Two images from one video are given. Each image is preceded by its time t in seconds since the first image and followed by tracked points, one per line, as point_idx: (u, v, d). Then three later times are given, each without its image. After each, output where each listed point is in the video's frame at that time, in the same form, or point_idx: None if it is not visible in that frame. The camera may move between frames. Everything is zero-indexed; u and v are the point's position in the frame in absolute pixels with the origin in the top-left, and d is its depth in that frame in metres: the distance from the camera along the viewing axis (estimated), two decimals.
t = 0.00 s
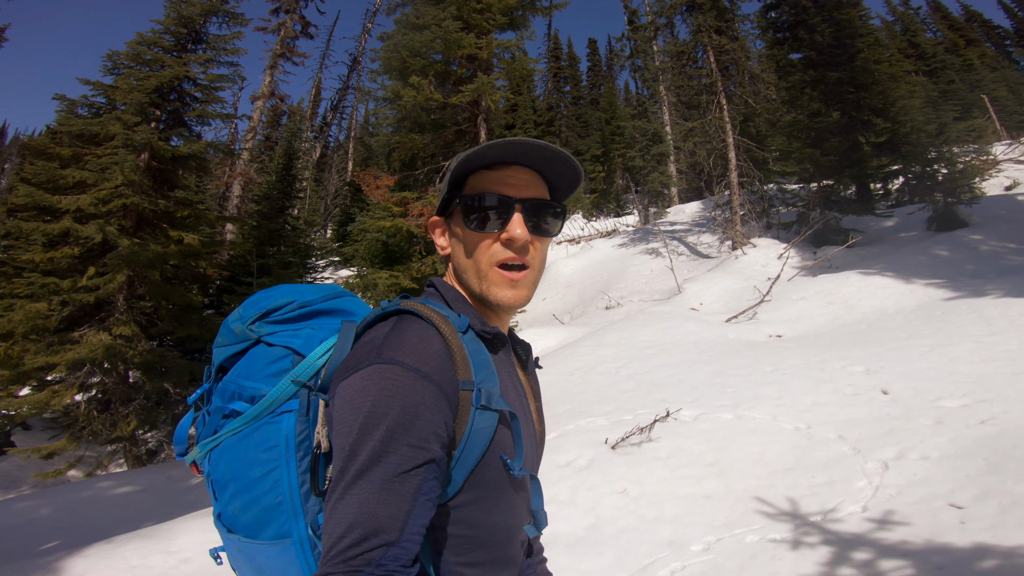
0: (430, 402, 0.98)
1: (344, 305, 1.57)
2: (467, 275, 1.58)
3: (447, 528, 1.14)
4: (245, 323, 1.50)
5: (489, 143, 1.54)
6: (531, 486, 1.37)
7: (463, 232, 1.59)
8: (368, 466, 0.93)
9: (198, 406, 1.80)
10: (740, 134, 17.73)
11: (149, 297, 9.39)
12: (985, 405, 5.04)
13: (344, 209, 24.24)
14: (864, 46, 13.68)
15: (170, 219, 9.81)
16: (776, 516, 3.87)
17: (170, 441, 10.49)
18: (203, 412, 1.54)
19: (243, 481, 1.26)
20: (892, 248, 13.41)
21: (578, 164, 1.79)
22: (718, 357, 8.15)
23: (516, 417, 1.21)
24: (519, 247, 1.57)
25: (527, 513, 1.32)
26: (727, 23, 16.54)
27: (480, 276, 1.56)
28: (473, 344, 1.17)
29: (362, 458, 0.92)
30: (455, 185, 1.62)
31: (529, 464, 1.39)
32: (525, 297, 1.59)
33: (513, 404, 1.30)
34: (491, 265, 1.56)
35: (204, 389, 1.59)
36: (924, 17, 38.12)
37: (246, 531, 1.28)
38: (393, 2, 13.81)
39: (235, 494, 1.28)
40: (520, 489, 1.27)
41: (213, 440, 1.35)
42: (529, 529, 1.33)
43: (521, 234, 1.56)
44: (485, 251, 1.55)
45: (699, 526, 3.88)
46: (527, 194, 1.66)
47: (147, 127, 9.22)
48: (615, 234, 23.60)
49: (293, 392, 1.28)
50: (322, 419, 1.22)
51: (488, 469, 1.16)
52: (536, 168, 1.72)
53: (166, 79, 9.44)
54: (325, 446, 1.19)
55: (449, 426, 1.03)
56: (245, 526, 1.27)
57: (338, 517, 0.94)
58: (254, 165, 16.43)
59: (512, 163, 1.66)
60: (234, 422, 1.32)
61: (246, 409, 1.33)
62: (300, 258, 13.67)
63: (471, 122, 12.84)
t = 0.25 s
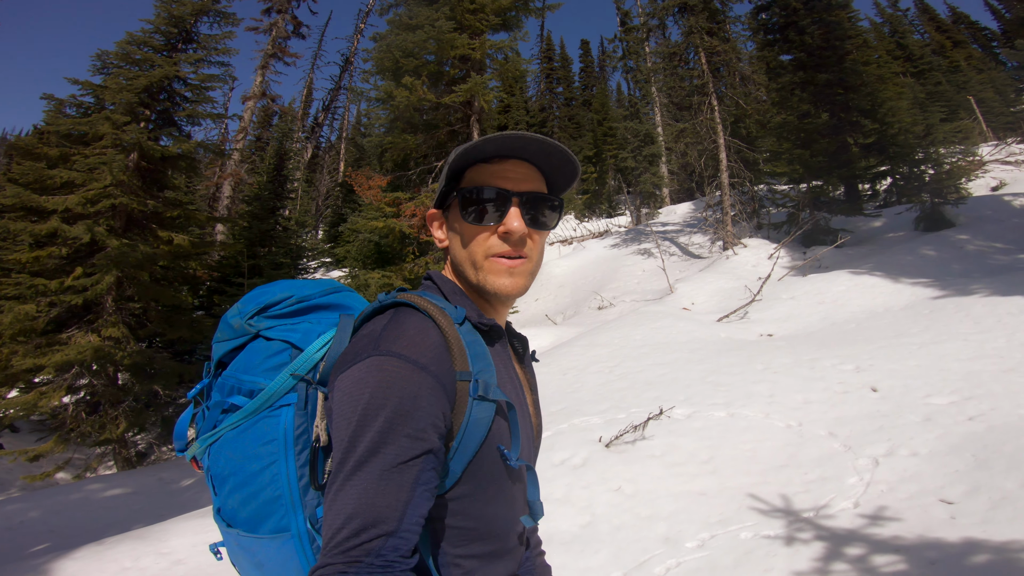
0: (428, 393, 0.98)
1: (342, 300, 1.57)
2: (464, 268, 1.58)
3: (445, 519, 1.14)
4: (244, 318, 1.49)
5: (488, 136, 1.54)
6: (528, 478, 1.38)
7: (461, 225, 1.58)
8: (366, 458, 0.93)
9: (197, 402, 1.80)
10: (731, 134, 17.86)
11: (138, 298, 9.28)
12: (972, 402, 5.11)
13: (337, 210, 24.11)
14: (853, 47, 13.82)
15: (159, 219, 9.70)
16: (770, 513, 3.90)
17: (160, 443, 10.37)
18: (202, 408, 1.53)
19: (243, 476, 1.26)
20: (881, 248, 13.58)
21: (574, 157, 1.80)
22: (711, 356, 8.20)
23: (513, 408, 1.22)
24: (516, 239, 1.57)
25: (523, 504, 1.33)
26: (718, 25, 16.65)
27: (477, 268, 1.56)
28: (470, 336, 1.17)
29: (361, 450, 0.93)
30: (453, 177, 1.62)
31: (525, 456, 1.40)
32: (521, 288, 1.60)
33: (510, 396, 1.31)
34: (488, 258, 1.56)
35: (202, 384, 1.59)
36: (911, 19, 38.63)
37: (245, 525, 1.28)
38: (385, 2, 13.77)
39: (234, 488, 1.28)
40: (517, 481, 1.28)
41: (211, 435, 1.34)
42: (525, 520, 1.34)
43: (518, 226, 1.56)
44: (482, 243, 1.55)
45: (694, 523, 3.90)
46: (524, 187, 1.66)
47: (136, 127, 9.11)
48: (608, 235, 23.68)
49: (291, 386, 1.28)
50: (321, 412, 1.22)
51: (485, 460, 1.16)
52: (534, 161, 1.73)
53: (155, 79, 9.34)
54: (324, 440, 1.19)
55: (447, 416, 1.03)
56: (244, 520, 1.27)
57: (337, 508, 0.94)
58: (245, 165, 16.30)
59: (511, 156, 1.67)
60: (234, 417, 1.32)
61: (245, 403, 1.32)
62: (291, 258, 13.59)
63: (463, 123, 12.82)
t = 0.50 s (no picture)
0: (423, 393, 0.98)
1: (334, 300, 1.56)
2: (455, 264, 1.58)
3: (441, 519, 1.14)
4: (234, 318, 1.48)
5: (482, 132, 1.55)
6: (522, 477, 1.38)
7: (454, 221, 1.58)
8: (361, 459, 0.92)
9: (186, 404, 1.78)
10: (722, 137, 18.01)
11: (126, 301, 9.17)
12: (961, 401, 5.18)
13: (329, 212, 24.00)
14: (842, 51, 13.98)
15: (149, 221, 9.61)
16: (763, 512, 3.92)
17: (150, 447, 10.25)
18: (192, 410, 1.51)
19: (233, 478, 1.24)
20: (870, 250, 13.74)
21: (570, 156, 1.80)
22: (703, 357, 8.24)
23: (508, 407, 1.21)
24: (509, 236, 1.57)
25: (518, 502, 1.33)
26: (709, 28, 16.79)
27: (469, 264, 1.55)
28: (464, 335, 1.17)
29: (356, 451, 0.91)
30: (447, 173, 1.62)
31: (520, 454, 1.39)
32: (513, 286, 1.59)
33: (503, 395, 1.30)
34: (480, 254, 1.55)
35: (192, 386, 1.57)
36: (899, 23, 39.19)
37: (237, 528, 1.26)
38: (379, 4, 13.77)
39: (225, 490, 1.26)
40: (512, 479, 1.28)
41: (201, 437, 1.32)
42: (520, 519, 1.34)
43: (511, 223, 1.56)
44: (474, 239, 1.55)
45: (688, 523, 3.91)
46: (519, 184, 1.67)
47: (126, 128, 9.01)
48: (600, 237, 23.77)
49: (283, 386, 1.26)
50: (313, 413, 1.20)
51: (479, 459, 1.16)
52: (530, 159, 1.73)
53: (146, 80, 9.25)
54: (316, 440, 1.18)
55: (442, 416, 1.02)
56: (236, 523, 1.25)
57: (333, 510, 0.93)
58: (236, 166, 16.20)
59: (507, 154, 1.68)
60: (224, 418, 1.30)
61: (235, 404, 1.31)
62: (283, 261, 13.50)
63: (456, 125, 12.82)
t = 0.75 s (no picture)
0: (414, 393, 0.97)
1: (323, 298, 1.55)
2: (448, 257, 1.57)
3: (434, 520, 1.13)
4: (221, 316, 1.46)
5: (470, 122, 1.55)
6: (515, 475, 1.37)
7: (445, 213, 1.58)
8: (352, 461, 0.91)
9: (174, 403, 1.75)
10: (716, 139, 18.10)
11: (118, 302, 9.09)
12: (953, 402, 5.21)
13: (323, 213, 23.91)
14: (835, 54, 14.10)
15: (141, 222, 9.53)
16: (757, 513, 3.93)
17: (141, 449, 10.16)
18: (179, 409, 1.49)
19: (222, 479, 1.22)
20: (862, 252, 13.84)
21: (561, 144, 1.79)
22: (697, 358, 8.26)
23: (500, 406, 1.20)
24: (501, 226, 1.56)
25: (511, 501, 1.32)
26: (705, 31, 16.86)
27: (461, 256, 1.55)
28: (455, 334, 1.16)
29: (346, 453, 0.90)
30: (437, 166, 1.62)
31: (512, 453, 1.39)
32: (507, 277, 1.58)
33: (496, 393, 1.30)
34: (471, 245, 1.55)
35: (179, 385, 1.55)
36: (892, 25, 39.56)
37: (226, 529, 1.25)
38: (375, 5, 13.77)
39: (213, 491, 1.24)
40: (505, 478, 1.27)
41: (188, 437, 1.31)
42: (513, 518, 1.33)
43: (503, 213, 1.55)
44: (465, 231, 1.54)
45: (683, 524, 3.91)
46: (509, 174, 1.66)
47: (119, 128, 8.93)
48: (595, 239, 23.82)
49: (270, 385, 1.24)
50: (302, 413, 1.19)
51: (472, 459, 1.15)
52: (520, 149, 1.72)
53: (140, 80, 9.18)
54: (305, 440, 1.17)
55: (434, 416, 1.02)
56: (224, 524, 1.24)
57: (324, 513, 0.92)
58: (229, 167, 16.10)
59: (496, 144, 1.67)
60: (211, 417, 1.28)
61: (222, 404, 1.29)
62: (277, 262, 13.44)
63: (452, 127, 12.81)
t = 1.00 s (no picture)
0: (413, 393, 0.97)
1: (325, 297, 1.55)
2: (448, 254, 1.57)
3: (433, 519, 1.13)
4: (223, 315, 1.46)
5: (469, 119, 1.57)
6: (514, 475, 1.38)
7: (444, 211, 1.59)
8: (353, 460, 0.91)
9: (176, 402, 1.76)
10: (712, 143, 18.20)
11: (113, 304, 9.04)
12: (947, 404, 5.25)
13: (319, 216, 23.87)
14: (830, 58, 14.21)
15: (136, 224, 9.50)
16: (754, 514, 3.94)
17: (135, 452, 10.09)
18: (182, 408, 1.50)
19: (223, 477, 1.23)
20: (856, 256, 13.94)
21: (559, 143, 1.81)
22: (693, 361, 8.28)
23: (500, 406, 1.21)
24: (500, 223, 1.58)
25: (510, 500, 1.33)
26: (701, 35, 16.95)
27: (461, 252, 1.55)
28: (455, 333, 1.17)
29: (347, 452, 0.91)
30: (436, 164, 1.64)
31: (513, 453, 1.39)
32: (507, 272, 1.59)
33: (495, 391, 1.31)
34: (471, 241, 1.55)
35: (182, 384, 1.55)
36: (887, 30, 39.95)
37: (227, 527, 1.25)
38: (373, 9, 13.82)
39: (215, 489, 1.25)
40: (504, 477, 1.28)
41: (190, 435, 1.31)
42: (513, 517, 1.33)
43: (502, 209, 1.57)
44: (464, 227, 1.55)
45: (679, 526, 3.91)
46: (507, 172, 1.68)
47: (116, 129, 8.91)
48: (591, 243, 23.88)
49: (272, 384, 1.24)
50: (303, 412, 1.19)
51: (472, 458, 1.15)
52: (518, 148, 1.74)
53: (137, 82, 9.16)
54: (306, 439, 1.17)
55: (434, 415, 1.02)
56: (226, 522, 1.24)
57: (326, 511, 0.92)
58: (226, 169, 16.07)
59: (494, 142, 1.69)
60: (213, 416, 1.28)
61: (224, 402, 1.29)
62: (272, 265, 13.40)
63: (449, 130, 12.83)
